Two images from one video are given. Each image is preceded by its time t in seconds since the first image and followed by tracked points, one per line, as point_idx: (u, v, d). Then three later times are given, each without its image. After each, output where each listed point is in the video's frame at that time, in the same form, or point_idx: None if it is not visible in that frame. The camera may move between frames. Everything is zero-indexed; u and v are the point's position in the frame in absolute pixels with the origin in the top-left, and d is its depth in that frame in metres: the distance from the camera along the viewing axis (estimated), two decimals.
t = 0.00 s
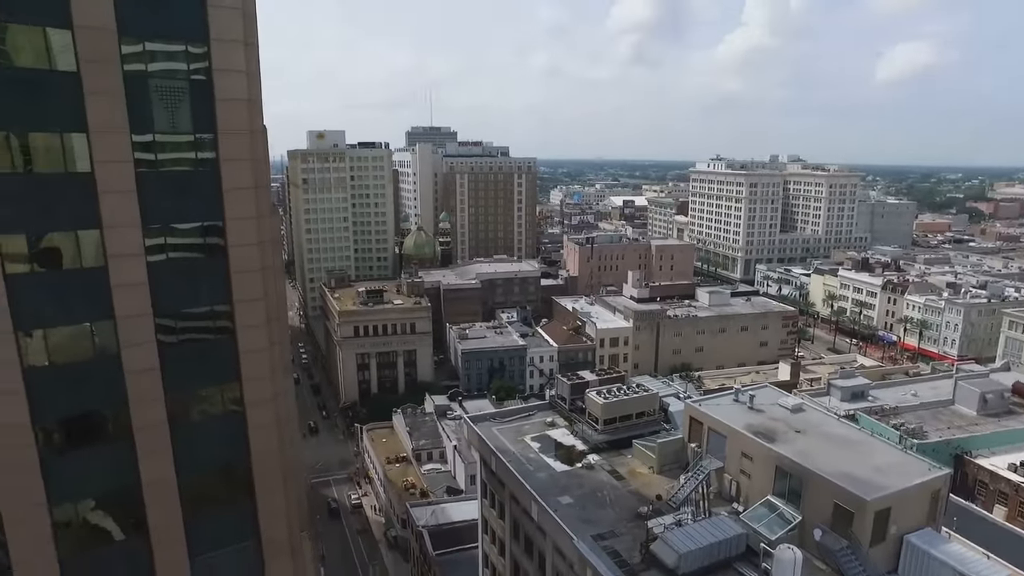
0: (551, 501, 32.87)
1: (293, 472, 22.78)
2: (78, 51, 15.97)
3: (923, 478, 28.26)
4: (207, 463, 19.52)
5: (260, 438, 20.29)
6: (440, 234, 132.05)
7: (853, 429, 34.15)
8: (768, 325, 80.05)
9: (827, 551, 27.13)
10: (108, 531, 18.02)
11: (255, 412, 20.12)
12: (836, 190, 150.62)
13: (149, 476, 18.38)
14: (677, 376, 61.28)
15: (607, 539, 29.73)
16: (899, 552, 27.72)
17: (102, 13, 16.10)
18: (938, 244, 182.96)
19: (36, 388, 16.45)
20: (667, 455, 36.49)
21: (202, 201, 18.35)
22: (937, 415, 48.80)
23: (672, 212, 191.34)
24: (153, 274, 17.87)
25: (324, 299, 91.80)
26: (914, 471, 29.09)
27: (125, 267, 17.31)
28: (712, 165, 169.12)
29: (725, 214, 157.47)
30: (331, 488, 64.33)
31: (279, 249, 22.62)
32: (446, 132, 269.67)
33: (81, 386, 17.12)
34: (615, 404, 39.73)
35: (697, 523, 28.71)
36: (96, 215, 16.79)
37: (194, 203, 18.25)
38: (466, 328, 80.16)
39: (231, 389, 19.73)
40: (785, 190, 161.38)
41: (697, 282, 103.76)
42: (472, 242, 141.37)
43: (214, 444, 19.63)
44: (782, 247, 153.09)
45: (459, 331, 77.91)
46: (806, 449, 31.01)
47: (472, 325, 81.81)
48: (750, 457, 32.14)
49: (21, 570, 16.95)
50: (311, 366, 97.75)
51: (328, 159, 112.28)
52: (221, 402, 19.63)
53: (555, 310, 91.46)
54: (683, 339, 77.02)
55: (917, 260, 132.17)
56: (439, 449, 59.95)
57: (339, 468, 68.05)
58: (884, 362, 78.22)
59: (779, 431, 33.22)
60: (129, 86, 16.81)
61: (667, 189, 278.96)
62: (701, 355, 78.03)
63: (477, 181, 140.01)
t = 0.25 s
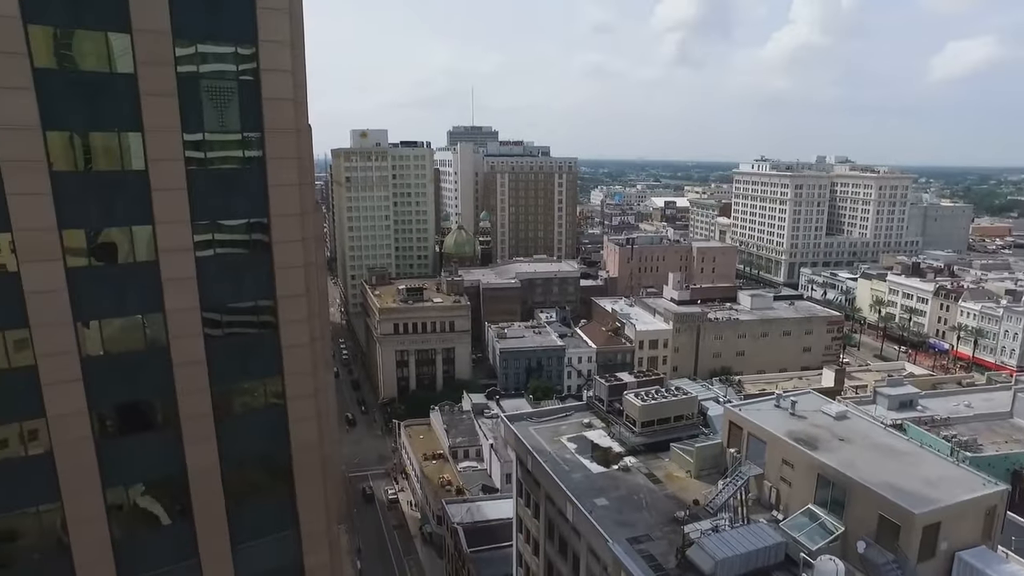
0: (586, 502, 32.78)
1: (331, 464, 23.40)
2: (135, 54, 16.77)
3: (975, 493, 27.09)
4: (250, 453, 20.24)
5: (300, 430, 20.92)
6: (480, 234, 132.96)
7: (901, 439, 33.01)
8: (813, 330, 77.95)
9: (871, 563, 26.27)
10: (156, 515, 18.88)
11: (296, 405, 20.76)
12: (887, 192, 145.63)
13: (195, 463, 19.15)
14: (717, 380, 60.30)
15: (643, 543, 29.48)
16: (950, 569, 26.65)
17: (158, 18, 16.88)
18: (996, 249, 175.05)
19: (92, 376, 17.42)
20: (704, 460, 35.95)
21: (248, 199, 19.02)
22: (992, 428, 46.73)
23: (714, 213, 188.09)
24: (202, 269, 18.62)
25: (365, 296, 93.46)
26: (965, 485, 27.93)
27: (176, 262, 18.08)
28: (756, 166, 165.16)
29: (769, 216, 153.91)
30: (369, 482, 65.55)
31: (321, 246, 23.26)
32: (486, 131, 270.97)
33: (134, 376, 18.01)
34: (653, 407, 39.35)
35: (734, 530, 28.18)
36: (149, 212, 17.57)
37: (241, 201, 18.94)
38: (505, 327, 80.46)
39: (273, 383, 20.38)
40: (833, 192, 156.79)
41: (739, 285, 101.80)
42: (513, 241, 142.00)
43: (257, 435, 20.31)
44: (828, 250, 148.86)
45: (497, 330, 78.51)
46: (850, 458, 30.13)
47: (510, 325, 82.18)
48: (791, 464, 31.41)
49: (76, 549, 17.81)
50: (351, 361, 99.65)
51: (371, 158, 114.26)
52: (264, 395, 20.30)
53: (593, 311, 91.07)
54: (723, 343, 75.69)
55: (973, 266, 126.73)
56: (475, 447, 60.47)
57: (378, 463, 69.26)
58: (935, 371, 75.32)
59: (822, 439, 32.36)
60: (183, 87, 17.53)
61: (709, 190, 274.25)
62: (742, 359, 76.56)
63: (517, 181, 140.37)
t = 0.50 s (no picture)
0: (619, 505, 32.60)
1: (365, 459, 23.86)
2: (183, 56, 17.42)
3: None
4: (287, 446, 20.81)
5: (335, 425, 21.41)
6: (516, 233, 133.43)
7: (947, 450, 31.80)
8: (855, 335, 75.76)
9: None
10: (197, 504, 19.59)
11: (331, 400, 21.24)
12: (936, 195, 140.60)
13: (234, 453, 19.81)
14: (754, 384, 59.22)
15: (675, 547, 29.21)
16: None
17: (205, 20, 17.49)
18: None
19: (140, 367, 18.19)
20: (740, 466, 35.33)
21: (288, 198, 19.56)
22: None
23: (754, 214, 184.60)
24: (244, 265, 19.24)
25: (402, 294, 94.73)
26: (1016, 500, 26.71)
27: (219, 258, 18.72)
28: (798, 166, 160.95)
29: (810, 218, 150.12)
30: (402, 478, 66.43)
31: (359, 244, 23.74)
32: (525, 132, 271.64)
33: (177, 368, 18.72)
34: (688, 410, 38.85)
35: (769, 538, 27.47)
36: (194, 209, 18.24)
37: (282, 200, 19.49)
38: (540, 327, 80.45)
39: (310, 377, 20.89)
40: (878, 193, 152.08)
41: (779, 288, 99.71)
42: (549, 241, 142.00)
43: (293, 428, 20.86)
44: (872, 254, 144.60)
45: (533, 330, 78.71)
46: (892, 468, 29.18)
47: (545, 325, 82.25)
48: (829, 472, 30.62)
49: (121, 533, 18.60)
50: (388, 358, 101.16)
51: (409, 157, 115.68)
52: (301, 390, 20.84)
53: (629, 312, 90.44)
54: (762, 347, 74.23)
55: None
56: (508, 446, 60.73)
57: (412, 459, 70.15)
58: (985, 381, 72.40)
59: (863, 448, 31.46)
60: (227, 88, 18.14)
61: (750, 191, 269.18)
62: (780, 364, 74.97)
63: (554, 181, 140.19)
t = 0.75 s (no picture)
0: (653, 508, 32.30)
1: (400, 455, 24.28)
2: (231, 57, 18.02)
3: None
4: (325, 440, 21.36)
5: (371, 420, 21.86)
6: (554, 233, 133.27)
7: (1001, 464, 30.45)
8: (903, 341, 73.13)
9: None
10: (238, 493, 20.29)
11: (368, 396, 21.69)
12: (993, 197, 134.48)
13: (274, 445, 20.44)
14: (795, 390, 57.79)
15: (711, 553, 28.79)
16: None
17: (254, 22, 18.07)
18: None
19: (187, 359, 18.95)
20: (779, 473, 34.57)
21: (329, 197, 20.05)
22: None
23: (798, 216, 180.06)
24: (286, 262, 19.83)
25: (440, 292, 95.64)
26: None
27: (262, 255, 19.33)
28: (844, 167, 155.40)
29: (857, 220, 145.37)
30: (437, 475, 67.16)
31: (398, 242, 24.16)
32: (565, 131, 270.88)
33: (222, 361, 19.44)
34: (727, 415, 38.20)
35: (808, 548, 26.48)
36: (240, 207, 18.88)
37: (323, 199, 19.99)
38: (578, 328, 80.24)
39: (348, 373, 21.39)
40: (930, 195, 146.29)
41: (823, 292, 97.02)
42: (587, 241, 141.37)
43: (331, 423, 21.38)
44: (923, 258, 139.50)
45: (570, 330, 78.50)
46: (940, 481, 28.08)
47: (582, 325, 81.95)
48: (873, 482, 29.66)
49: (168, 519, 19.42)
50: (425, 356, 102.36)
51: (449, 156, 116.62)
52: (339, 385, 21.33)
53: (668, 313, 89.34)
54: (804, 352, 72.36)
55: None
56: (544, 446, 60.73)
57: (448, 457, 70.84)
58: None
59: (909, 458, 30.45)
60: (273, 88, 18.72)
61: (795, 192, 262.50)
62: (823, 369, 72.97)
63: (594, 181, 139.45)
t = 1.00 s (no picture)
0: (680, 512, 31.97)
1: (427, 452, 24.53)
2: (267, 59, 18.46)
3: None
4: (353, 437, 21.71)
5: (399, 418, 22.13)
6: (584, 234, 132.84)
7: None
8: (942, 348, 70.97)
9: None
10: (269, 487, 20.77)
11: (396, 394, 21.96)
12: None
13: (304, 440, 20.85)
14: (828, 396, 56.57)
15: (739, 559, 28.36)
16: None
17: (289, 24, 18.45)
18: None
19: (221, 355, 19.47)
20: (810, 479, 33.88)
21: (360, 196, 20.38)
22: None
23: (832, 218, 176.22)
24: (318, 260, 20.22)
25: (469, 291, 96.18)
26: None
27: (294, 253, 19.73)
28: (882, 168, 151.16)
29: (895, 222, 141.44)
30: (464, 474, 67.55)
31: (428, 241, 24.44)
32: (596, 132, 269.74)
33: (255, 356, 19.91)
34: (757, 419, 37.61)
35: (839, 557, 25.57)
36: (273, 205, 19.31)
37: (354, 199, 20.32)
38: (607, 328, 80.00)
39: (377, 371, 21.69)
40: (973, 197, 141.61)
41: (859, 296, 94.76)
42: (617, 242, 140.59)
43: (359, 420, 21.71)
44: (964, 261, 135.19)
45: (599, 331, 78.32)
46: (981, 493, 27.14)
47: (611, 326, 81.52)
48: (909, 492, 28.84)
49: (201, 509, 19.97)
50: (454, 354, 103.02)
51: (480, 156, 117.13)
52: (368, 382, 21.65)
53: (698, 315, 88.34)
54: (837, 356, 70.74)
55: None
56: (571, 447, 60.56)
57: (475, 455, 71.21)
58: None
59: (948, 469, 29.50)
60: (307, 88, 19.11)
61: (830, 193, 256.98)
62: (857, 375, 71.24)
63: (625, 181, 138.58)
